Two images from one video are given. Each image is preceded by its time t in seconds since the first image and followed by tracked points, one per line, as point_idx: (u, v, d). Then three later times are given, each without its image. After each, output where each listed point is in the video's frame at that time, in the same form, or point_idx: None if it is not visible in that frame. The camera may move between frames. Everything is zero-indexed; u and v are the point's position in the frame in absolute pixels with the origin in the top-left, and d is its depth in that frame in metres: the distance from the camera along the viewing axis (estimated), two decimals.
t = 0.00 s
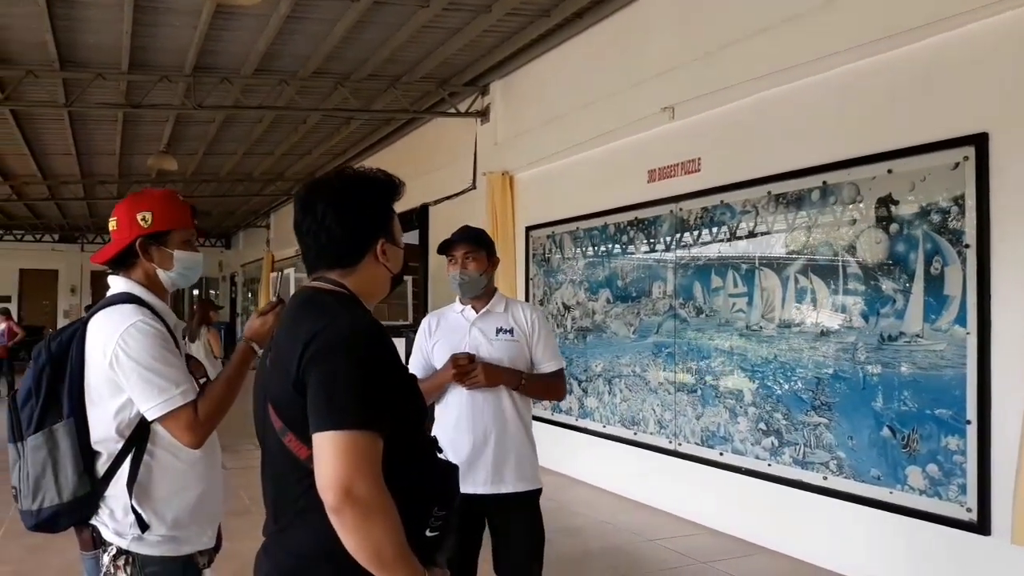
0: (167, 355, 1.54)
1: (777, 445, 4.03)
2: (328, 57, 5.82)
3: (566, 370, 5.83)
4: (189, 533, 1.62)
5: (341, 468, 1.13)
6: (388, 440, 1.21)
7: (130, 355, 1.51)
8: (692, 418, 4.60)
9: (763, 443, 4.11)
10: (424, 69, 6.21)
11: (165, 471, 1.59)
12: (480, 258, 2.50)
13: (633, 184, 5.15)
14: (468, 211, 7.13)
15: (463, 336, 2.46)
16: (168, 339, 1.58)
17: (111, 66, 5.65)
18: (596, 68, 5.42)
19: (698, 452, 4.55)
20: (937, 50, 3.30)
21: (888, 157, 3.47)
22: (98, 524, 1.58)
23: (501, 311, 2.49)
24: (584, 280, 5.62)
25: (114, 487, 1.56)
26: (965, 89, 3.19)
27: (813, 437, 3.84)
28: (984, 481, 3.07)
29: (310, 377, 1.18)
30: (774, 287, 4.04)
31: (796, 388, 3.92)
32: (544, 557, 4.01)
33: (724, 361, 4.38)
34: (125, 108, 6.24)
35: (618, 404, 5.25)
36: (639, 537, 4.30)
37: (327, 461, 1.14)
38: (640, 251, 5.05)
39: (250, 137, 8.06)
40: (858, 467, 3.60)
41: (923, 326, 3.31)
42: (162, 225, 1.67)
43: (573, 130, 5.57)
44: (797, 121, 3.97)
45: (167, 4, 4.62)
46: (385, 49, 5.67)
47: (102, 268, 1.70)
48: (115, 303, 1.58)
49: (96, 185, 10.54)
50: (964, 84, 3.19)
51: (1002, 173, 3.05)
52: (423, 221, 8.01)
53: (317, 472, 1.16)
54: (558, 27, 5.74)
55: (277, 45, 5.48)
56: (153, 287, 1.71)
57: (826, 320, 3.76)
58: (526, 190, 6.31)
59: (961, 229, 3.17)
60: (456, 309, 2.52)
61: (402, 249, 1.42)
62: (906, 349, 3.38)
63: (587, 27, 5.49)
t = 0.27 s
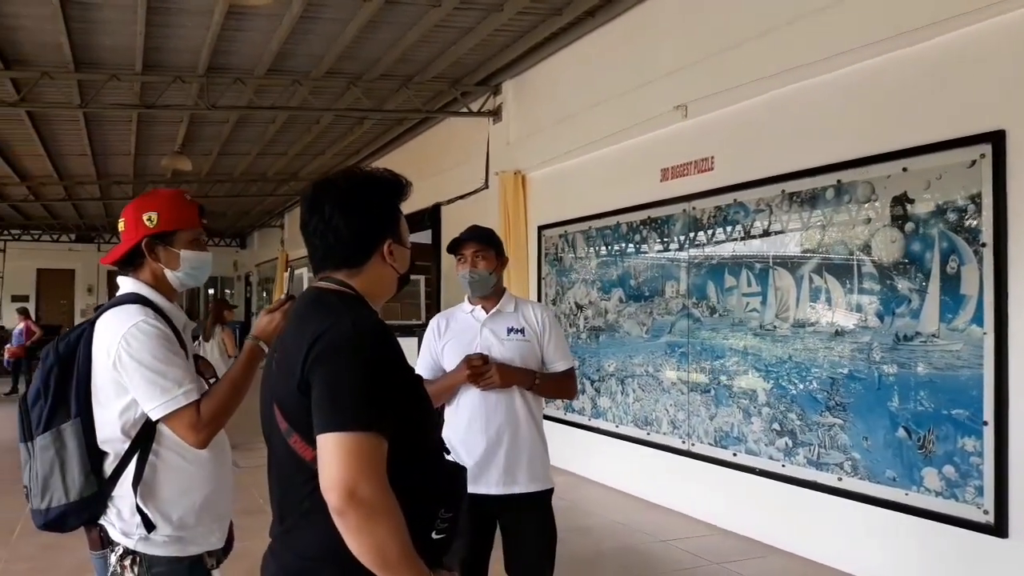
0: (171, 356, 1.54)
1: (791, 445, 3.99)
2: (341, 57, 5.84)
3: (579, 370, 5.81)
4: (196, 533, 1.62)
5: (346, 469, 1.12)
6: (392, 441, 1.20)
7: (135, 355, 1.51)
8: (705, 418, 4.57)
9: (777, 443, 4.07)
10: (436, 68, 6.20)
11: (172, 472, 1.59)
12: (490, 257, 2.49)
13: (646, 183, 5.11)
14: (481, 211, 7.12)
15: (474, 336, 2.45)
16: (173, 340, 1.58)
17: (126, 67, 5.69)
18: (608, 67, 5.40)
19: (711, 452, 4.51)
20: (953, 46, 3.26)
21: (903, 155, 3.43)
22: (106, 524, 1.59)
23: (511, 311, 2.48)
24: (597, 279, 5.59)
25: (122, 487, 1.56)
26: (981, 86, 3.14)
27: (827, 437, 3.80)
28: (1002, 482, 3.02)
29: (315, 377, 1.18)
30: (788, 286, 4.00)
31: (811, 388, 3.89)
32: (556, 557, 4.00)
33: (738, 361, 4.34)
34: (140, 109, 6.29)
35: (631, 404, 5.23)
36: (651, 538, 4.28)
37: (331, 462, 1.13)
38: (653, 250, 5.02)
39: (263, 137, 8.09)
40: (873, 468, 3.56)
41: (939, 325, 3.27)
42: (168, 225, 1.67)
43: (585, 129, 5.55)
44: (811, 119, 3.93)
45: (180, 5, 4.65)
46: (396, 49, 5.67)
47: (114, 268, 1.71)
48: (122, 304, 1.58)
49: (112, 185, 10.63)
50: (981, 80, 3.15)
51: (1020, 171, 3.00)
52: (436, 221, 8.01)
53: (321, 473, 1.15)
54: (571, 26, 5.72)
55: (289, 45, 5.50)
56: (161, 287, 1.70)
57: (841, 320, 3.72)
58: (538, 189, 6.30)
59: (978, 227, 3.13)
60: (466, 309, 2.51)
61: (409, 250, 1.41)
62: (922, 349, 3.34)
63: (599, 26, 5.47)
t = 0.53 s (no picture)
0: (189, 352, 1.55)
1: (809, 443, 3.96)
2: (357, 54, 5.85)
3: (596, 367, 5.79)
4: (215, 529, 1.63)
5: (362, 465, 1.12)
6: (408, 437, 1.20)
7: (153, 352, 1.52)
8: (723, 416, 4.54)
9: (795, 441, 4.04)
10: (452, 65, 6.21)
11: (191, 468, 1.60)
12: (507, 254, 2.47)
13: (663, 179, 5.08)
14: (497, 208, 7.12)
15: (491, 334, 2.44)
16: (191, 336, 1.59)
17: (144, 66, 5.74)
18: (625, 63, 5.37)
19: (729, 450, 4.49)
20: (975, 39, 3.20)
21: (923, 149, 3.38)
22: (125, 519, 1.60)
23: (528, 307, 2.47)
24: (613, 276, 5.57)
25: (140, 482, 1.57)
26: (1003, 80, 3.09)
27: (846, 435, 3.76)
28: None
29: (331, 374, 1.18)
30: (807, 283, 3.96)
31: (830, 386, 3.85)
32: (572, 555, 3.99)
33: (756, 359, 4.31)
34: (159, 108, 6.34)
35: (647, 402, 5.20)
36: (668, 536, 4.26)
37: (347, 458, 1.13)
38: (670, 247, 4.99)
39: (281, 135, 8.14)
40: (892, 466, 3.52)
41: (960, 323, 3.22)
42: (185, 222, 1.68)
43: (602, 125, 5.53)
44: (830, 114, 3.88)
45: (198, 4, 4.68)
46: (413, 46, 5.68)
47: (132, 266, 1.72)
48: (141, 300, 1.59)
49: (132, 183, 10.73)
50: (1003, 74, 3.09)
51: None
52: (452, 218, 8.02)
53: (338, 469, 1.15)
54: (587, 22, 5.69)
55: (306, 43, 5.52)
56: (178, 284, 1.71)
57: (860, 317, 3.68)
58: (555, 186, 6.28)
59: (1000, 223, 3.08)
60: (482, 306, 2.50)
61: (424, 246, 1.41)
62: (942, 346, 3.30)
63: (616, 22, 5.44)
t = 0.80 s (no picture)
0: (211, 349, 1.56)
1: (829, 443, 3.92)
2: (374, 54, 5.86)
3: (613, 365, 5.76)
4: (236, 525, 1.63)
5: (379, 462, 1.12)
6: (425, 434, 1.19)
7: (175, 349, 1.53)
8: (742, 415, 4.51)
9: (815, 441, 4.00)
10: (468, 64, 6.21)
11: (211, 465, 1.60)
12: (528, 252, 2.48)
13: (680, 177, 5.05)
14: (514, 206, 7.11)
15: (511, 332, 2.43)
16: (213, 334, 1.60)
17: (164, 67, 5.79)
18: (642, 61, 5.34)
19: (748, 449, 4.45)
20: (998, 33, 3.14)
21: (946, 145, 3.33)
22: (147, 515, 1.61)
23: (547, 306, 2.47)
24: (630, 275, 5.54)
25: (162, 479, 1.58)
26: None
27: (867, 434, 3.71)
28: None
29: (347, 370, 1.17)
30: (827, 281, 3.92)
31: (850, 385, 3.80)
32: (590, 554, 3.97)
33: (775, 357, 4.27)
34: (178, 108, 6.39)
35: (665, 401, 5.17)
36: (687, 536, 4.23)
37: (364, 455, 1.13)
38: (688, 245, 4.96)
39: (299, 135, 8.18)
40: (914, 465, 3.47)
41: (983, 321, 3.17)
42: (205, 220, 1.69)
43: (619, 123, 5.50)
44: (850, 110, 3.84)
45: (215, 4, 4.71)
46: (429, 45, 5.68)
47: (149, 263, 1.73)
48: (161, 298, 1.60)
49: (152, 184, 10.84)
50: None
51: None
52: (469, 217, 8.02)
53: (355, 466, 1.15)
54: (604, 19, 5.67)
55: (324, 43, 5.54)
56: (197, 281, 1.72)
57: (881, 315, 3.63)
58: (572, 184, 6.26)
59: None
60: (500, 304, 2.48)
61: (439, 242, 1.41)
62: (965, 345, 3.25)
63: (633, 19, 5.41)
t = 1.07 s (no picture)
0: (232, 348, 1.58)
1: (848, 443, 3.89)
2: (391, 54, 5.89)
3: (630, 365, 5.75)
4: (254, 522, 1.65)
5: (394, 457, 1.13)
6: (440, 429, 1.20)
7: (196, 347, 1.55)
8: (760, 415, 4.48)
9: (834, 441, 3.97)
10: (485, 64, 6.22)
11: (230, 461, 1.62)
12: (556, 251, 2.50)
13: (698, 176, 5.03)
14: (530, 206, 7.11)
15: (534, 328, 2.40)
16: (233, 332, 1.62)
17: (183, 69, 5.85)
18: (659, 60, 5.32)
19: (766, 449, 4.42)
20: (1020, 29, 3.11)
21: (966, 143, 3.29)
22: (166, 512, 1.63)
23: (567, 304, 2.48)
24: (647, 274, 5.53)
25: (181, 476, 1.61)
26: None
27: (886, 434, 3.68)
28: None
29: (363, 368, 1.19)
30: (846, 280, 3.89)
31: (869, 385, 3.77)
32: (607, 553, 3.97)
33: (793, 357, 4.24)
34: (197, 109, 6.45)
35: (683, 401, 5.15)
36: (704, 536, 4.21)
37: (380, 451, 1.14)
38: (706, 244, 4.94)
39: (316, 136, 8.24)
40: (934, 466, 3.43)
41: (1004, 320, 3.13)
42: (230, 219, 1.71)
43: (636, 122, 5.49)
44: (869, 107, 3.80)
45: (235, 6, 4.76)
46: (446, 45, 5.70)
47: (170, 262, 1.74)
48: (182, 296, 1.62)
49: (172, 185, 10.96)
50: None
51: None
52: (486, 217, 8.03)
53: (371, 462, 1.16)
54: (621, 18, 5.66)
55: (342, 44, 5.59)
56: (220, 280, 1.74)
57: (900, 314, 3.60)
58: (588, 184, 6.26)
59: None
60: (520, 302, 2.46)
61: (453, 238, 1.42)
62: (986, 344, 3.21)
63: (650, 18, 5.40)
